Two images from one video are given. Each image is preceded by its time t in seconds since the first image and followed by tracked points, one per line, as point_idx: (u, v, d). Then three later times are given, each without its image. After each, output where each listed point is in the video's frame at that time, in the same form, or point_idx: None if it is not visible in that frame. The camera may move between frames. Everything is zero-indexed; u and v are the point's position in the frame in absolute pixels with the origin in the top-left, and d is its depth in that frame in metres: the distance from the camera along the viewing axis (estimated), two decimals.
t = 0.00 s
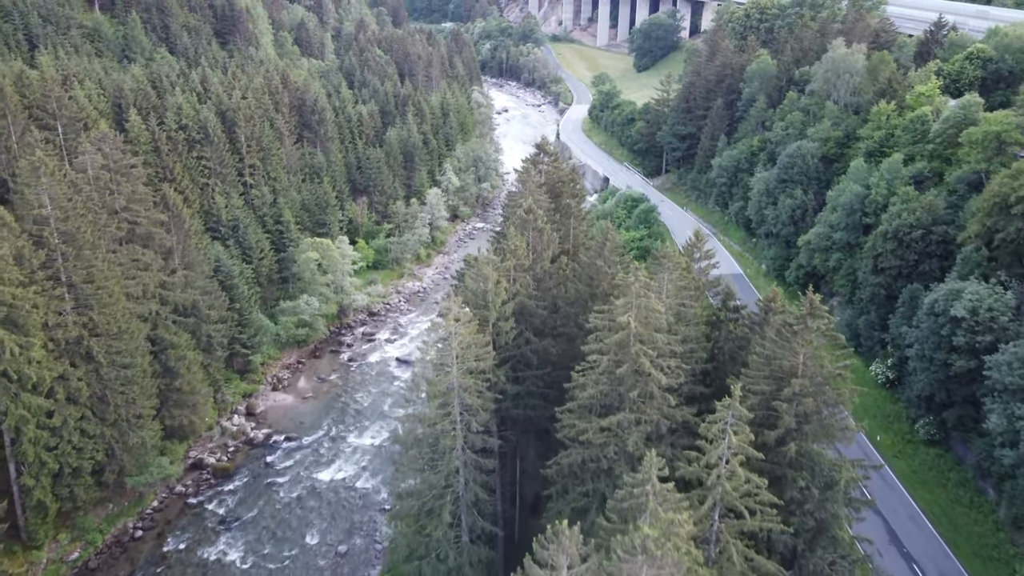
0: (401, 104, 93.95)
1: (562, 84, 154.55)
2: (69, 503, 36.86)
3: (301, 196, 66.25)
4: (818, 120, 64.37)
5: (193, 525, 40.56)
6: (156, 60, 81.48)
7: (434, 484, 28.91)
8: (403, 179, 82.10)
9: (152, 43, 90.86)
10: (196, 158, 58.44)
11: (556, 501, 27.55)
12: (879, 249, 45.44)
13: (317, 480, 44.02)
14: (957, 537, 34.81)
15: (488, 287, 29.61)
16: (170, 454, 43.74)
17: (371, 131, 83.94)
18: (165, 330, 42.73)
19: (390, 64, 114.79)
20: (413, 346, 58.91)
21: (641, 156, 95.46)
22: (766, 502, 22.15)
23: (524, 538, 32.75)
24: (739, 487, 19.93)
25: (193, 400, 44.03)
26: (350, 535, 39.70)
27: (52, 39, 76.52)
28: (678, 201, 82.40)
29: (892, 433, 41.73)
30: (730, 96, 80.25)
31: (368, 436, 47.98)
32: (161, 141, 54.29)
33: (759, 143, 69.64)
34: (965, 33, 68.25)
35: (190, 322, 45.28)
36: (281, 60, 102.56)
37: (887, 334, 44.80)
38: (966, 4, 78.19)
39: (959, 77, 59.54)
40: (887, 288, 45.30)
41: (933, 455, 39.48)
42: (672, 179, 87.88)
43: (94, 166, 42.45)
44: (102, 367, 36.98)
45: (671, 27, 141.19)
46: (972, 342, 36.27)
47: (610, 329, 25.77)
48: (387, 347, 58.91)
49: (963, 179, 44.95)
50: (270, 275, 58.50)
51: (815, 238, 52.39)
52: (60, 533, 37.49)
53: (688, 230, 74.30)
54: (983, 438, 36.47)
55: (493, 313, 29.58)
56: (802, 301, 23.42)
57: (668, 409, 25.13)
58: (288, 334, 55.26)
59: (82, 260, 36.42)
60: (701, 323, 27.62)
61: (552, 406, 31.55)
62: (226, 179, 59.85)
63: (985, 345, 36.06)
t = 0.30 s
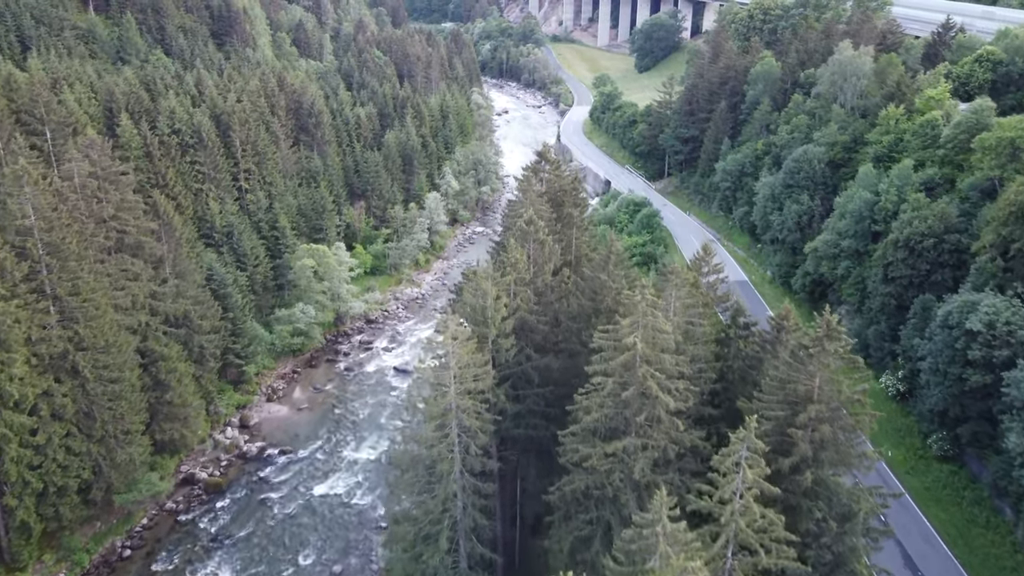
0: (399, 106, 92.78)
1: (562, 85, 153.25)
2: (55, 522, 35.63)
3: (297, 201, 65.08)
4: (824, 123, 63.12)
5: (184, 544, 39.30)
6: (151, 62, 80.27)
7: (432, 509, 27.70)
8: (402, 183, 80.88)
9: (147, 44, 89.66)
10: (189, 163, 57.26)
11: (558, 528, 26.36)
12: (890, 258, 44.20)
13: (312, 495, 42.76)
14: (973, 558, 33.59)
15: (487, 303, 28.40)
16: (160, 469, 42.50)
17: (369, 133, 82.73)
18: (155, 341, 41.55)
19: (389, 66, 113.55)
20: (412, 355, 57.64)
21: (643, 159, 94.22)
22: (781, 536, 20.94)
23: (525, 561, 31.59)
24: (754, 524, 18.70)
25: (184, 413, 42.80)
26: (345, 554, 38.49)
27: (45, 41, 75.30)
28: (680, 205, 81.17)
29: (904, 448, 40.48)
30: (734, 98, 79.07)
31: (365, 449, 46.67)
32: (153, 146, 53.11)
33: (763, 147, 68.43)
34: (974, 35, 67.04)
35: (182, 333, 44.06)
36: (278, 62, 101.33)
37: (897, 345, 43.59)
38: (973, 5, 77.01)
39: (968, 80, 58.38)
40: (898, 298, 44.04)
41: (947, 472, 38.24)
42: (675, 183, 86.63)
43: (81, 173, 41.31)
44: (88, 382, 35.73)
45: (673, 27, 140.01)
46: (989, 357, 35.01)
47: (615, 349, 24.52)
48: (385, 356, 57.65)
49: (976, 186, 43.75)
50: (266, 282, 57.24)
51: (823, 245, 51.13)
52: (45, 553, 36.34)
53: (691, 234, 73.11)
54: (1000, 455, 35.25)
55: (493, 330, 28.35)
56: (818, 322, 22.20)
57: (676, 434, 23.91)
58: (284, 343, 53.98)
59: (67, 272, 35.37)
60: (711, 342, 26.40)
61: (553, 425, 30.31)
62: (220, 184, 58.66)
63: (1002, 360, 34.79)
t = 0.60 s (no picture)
0: (398, 109, 91.55)
1: (563, 86, 151.97)
2: (38, 545, 34.32)
3: (293, 207, 63.86)
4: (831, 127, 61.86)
5: (173, 565, 38.02)
6: (146, 65, 79.02)
7: (429, 538, 26.57)
8: (401, 188, 79.65)
9: (142, 46, 88.47)
10: (182, 168, 56.02)
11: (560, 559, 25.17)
12: (901, 268, 42.92)
13: (306, 514, 41.48)
14: None
15: (486, 321, 27.12)
16: (150, 486, 41.22)
17: (367, 137, 81.47)
18: (145, 354, 40.35)
19: (388, 67, 112.22)
20: (410, 365, 56.34)
21: (645, 162, 92.97)
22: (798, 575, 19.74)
23: None
24: (772, 568, 17.46)
25: (174, 428, 41.55)
26: None
27: (38, 42, 74.04)
28: (683, 210, 79.95)
29: (918, 466, 39.26)
30: (738, 101, 77.83)
31: (361, 464, 45.36)
32: (145, 151, 51.84)
33: (769, 151, 67.21)
34: (984, 37, 65.75)
35: (172, 345, 42.82)
36: (275, 64, 100.07)
37: (909, 358, 42.31)
38: (982, 5, 75.70)
39: (979, 83, 57.17)
40: (910, 309, 42.75)
41: (962, 491, 37.01)
42: (677, 187, 85.39)
43: (68, 182, 40.10)
44: (72, 399, 34.49)
45: (674, 28, 138.74)
46: (1007, 373, 33.65)
47: (621, 372, 23.23)
48: (382, 366, 56.39)
49: (990, 194, 42.48)
50: (261, 290, 55.99)
51: (831, 253, 49.87)
52: None
53: (695, 240, 71.95)
54: (1018, 475, 33.99)
55: (492, 349, 27.09)
56: (838, 347, 20.95)
57: (686, 462, 22.69)
58: (279, 354, 52.67)
59: (51, 284, 34.20)
60: (722, 364, 25.16)
61: (556, 447, 29.05)
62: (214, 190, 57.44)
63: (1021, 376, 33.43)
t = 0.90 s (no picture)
0: (397, 111, 90.20)
1: (564, 87, 150.60)
2: (20, 570, 32.97)
3: (289, 213, 62.54)
4: (839, 132, 60.50)
5: None
6: (140, 67, 77.71)
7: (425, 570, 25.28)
8: (399, 192, 78.33)
9: (137, 48, 87.17)
10: (174, 174, 54.67)
11: None
12: (914, 279, 41.57)
13: (300, 534, 40.12)
14: None
15: (485, 342, 25.78)
16: (139, 505, 39.88)
17: (365, 140, 80.15)
18: (133, 369, 39.04)
19: (387, 69, 110.90)
20: (408, 376, 55.00)
21: (647, 166, 91.64)
22: None
23: None
24: None
25: (164, 445, 40.18)
26: None
27: (30, 44, 72.72)
28: (687, 214, 78.65)
29: (932, 485, 37.88)
30: (743, 104, 76.50)
31: (357, 481, 43.98)
32: (135, 157, 50.48)
33: (774, 155, 65.94)
34: (993, 39, 64.40)
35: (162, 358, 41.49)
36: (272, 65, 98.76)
37: (923, 372, 40.93)
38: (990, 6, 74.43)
39: (990, 86, 55.83)
40: (923, 321, 41.34)
41: (979, 513, 35.61)
42: (680, 191, 84.11)
43: (52, 192, 38.71)
44: (55, 419, 33.15)
45: (676, 28, 137.35)
46: None
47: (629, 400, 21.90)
48: (380, 377, 55.01)
49: (1006, 203, 41.09)
50: (255, 299, 54.69)
51: (841, 262, 48.49)
52: None
53: (698, 245, 70.72)
54: None
55: (492, 372, 25.76)
56: (861, 376, 19.60)
57: (697, 497, 21.37)
58: (273, 364, 51.25)
59: (32, 299, 32.81)
60: (734, 389, 23.83)
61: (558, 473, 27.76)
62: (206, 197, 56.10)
63: None
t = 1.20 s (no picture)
0: (395, 114, 88.81)
1: (564, 89, 149.32)
2: None
3: (283, 220, 61.21)
4: (846, 137, 59.26)
5: None
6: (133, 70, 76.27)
7: None
8: (397, 197, 76.93)
9: (130, 50, 85.81)
10: (165, 181, 53.35)
11: None
12: (928, 291, 40.25)
13: (293, 556, 38.70)
14: None
15: (484, 367, 24.44)
16: (125, 526, 38.48)
17: (363, 144, 78.80)
18: (119, 386, 37.71)
19: (386, 71, 109.48)
20: (405, 388, 53.55)
21: (649, 170, 90.33)
22: None
23: None
24: None
25: (152, 463, 38.75)
26: None
27: (21, 47, 71.31)
28: (690, 220, 77.31)
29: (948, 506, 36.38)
30: (747, 107, 75.22)
31: (352, 500, 42.54)
32: (124, 164, 49.13)
33: (780, 160, 64.75)
34: (1004, 41, 62.94)
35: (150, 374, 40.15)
36: (269, 67, 97.30)
37: (937, 388, 39.54)
38: (998, 8, 73.19)
39: (1002, 90, 54.57)
40: (938, 335, 39.97)
41: (998, 537, 34.08)
42: (683, 196, 82.80)
43: (34, 203, 37.33)
44: (35, 441, 31.84)
45: (678, 29, 136.03)
46: None
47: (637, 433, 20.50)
48: (376, 389, 53.52)
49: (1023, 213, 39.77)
50: (248, 309, 53.34)
51: (851, 272, 47.12)
52: None
53: (701, 251, 69.45)
54: None
55: (491, 398, 24.40)
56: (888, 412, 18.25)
57: (710, 537, 20.01)
58: (266, 377, 49.77)
59: (11, 317, 31.41)
60: (748, 419, 22.47)
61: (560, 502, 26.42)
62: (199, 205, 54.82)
63: None
